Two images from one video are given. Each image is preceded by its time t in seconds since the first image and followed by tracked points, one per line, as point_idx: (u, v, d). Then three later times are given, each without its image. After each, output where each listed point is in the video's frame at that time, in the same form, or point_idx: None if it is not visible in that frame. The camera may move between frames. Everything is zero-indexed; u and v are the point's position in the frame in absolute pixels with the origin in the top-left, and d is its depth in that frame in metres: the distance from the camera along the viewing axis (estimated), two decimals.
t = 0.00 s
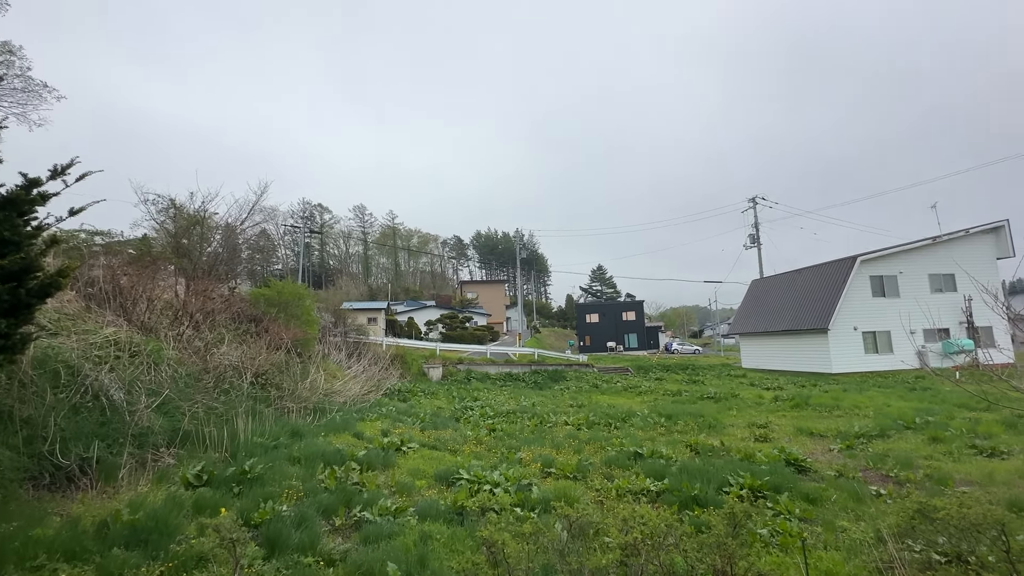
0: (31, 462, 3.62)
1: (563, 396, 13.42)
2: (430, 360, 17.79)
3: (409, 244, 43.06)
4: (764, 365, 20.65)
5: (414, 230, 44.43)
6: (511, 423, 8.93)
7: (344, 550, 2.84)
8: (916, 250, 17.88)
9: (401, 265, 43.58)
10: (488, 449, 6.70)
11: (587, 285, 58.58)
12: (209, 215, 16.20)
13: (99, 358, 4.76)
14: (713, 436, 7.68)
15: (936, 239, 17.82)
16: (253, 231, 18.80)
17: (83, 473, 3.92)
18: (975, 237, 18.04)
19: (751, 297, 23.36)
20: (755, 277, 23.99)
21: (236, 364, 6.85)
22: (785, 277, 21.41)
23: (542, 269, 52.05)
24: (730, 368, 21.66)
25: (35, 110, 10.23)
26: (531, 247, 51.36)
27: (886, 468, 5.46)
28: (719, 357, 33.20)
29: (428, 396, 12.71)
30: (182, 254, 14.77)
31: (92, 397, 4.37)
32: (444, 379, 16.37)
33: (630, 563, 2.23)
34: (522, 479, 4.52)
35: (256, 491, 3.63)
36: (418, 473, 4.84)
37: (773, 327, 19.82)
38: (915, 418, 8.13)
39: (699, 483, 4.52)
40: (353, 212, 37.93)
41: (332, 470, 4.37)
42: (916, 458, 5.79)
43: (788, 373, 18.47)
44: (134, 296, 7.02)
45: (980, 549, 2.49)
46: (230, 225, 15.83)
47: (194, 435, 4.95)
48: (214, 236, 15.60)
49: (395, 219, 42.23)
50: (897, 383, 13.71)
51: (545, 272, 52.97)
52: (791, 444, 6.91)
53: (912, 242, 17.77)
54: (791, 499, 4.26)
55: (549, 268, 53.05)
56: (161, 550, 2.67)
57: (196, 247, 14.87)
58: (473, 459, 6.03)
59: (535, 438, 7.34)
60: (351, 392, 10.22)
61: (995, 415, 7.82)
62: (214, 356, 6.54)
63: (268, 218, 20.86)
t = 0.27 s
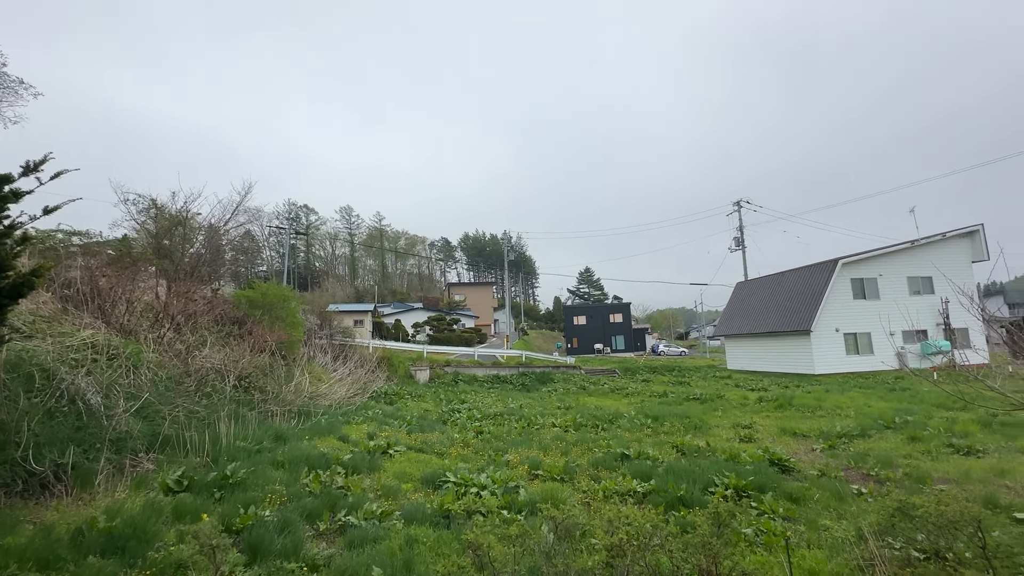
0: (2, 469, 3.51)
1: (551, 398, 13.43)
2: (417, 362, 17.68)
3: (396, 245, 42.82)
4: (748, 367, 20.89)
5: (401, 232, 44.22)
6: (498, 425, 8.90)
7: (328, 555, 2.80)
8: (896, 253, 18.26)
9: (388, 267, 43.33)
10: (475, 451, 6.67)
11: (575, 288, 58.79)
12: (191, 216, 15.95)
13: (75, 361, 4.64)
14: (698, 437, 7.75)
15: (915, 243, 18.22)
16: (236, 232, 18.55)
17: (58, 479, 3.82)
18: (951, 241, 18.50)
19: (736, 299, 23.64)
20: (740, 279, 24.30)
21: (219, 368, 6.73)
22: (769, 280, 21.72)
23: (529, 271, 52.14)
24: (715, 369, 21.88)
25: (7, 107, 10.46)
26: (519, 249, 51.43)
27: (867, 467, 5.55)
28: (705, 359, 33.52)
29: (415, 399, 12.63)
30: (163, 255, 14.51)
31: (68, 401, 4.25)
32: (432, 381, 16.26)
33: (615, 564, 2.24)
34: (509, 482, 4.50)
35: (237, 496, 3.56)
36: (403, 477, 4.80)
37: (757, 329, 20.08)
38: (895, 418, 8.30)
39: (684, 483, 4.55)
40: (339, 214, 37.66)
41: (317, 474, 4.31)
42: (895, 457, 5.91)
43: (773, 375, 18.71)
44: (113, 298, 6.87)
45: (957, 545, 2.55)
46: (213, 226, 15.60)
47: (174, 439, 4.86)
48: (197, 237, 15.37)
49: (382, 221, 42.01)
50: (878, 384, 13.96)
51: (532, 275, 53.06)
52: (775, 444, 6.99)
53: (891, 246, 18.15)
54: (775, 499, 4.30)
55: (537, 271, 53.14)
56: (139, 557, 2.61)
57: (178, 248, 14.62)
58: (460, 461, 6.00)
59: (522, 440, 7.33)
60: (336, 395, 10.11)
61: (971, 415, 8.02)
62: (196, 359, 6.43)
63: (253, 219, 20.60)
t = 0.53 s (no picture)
0: None
1: (533, 400, 13.44)
2: (399, 365, 17.53)
3: (378, 247, 42.43)
4: (727, 369, 21.23)
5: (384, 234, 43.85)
6: (479, 428, 8.87)
7: (304, 563, 2.75)
8: (868, 258, 18.77)
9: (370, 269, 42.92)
10: (456, 454, 6.63)
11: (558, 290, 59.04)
12: (166, 216, 15.55)
13: (40, 364, 4.47)
14: (678, 439, 7.84)
15: (886, 248, 18.76)
16: (214, 232, 18.18)
17: (20, 488, 3.67)
18: (921, 246, 19.10)
19: (715, 302, 24.02)
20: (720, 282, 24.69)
21: (194, 371, 6.57)
22: (747, 283, 22.12)
23: (513, 274, 52.22)
24: (695, 371, 22.19)
25: None
26: (502, 251, 51.47)
27: (840, 466, 5.69)
28: (685, 361, 33.98)
29: (396, 402, 12.51)
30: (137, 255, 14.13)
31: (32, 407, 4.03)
32: (414, 384, 16.14)
33: (595, 566, 2.26)
34: (491, 485, 4.49)
35: (210, 503, 3.48)
36: (384, 481, 4.75)
37: (736, 331, 20.43)
38: (867, 418, 8.52)
39: (664, 484, 4.60)
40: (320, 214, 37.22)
41: (294, 479, 4.23)
42: (867, 456, 6.06)
43: (751, 376, 19.05)
44: (82, 299, 6.65)
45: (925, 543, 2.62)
46: (189, 226, 15.25)
47: (146, 445, 4.72)
48: (172, 237, 15.01)
49: (364, 222, 41.59)
50: (851, 385, 14.32)
51: (516, 277, 53.13)
52: (752, 445, 7.11)
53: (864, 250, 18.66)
54: (751, 498, 4.38)
55: (520, 273, 53.23)
56: (105, 567, 2.53)
57: (153, 248, 14.25)
58: (441, 465, 5.97)
59: (504, 443, 7.33)
60: (315, 399, 9.97)
61: (939, 415, 8.28)
62: (169, 362, 6.27)
63: (231, 219, 20.18)
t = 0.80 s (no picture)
0: None
1: (512, 403, 13.44)
2: (377, 368, 17.33)
3: (356, 249, 41.92)
4: (703, 371, 21.60)
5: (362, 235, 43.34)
6: (457, 432, 8.82)
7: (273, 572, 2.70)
8: (838, 264, 19.36)
9: (348, 271, 42.35)
10: (433, 459, 6.58)
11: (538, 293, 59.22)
12: (135, 214, 15.05)
13: None
14: (654, 441, 7.94)
15: (855, 254, 19.37)
16: (185, 231, 17.69)
17: None
18: (887, 253, 19.78)
19: (691, 305, 24.43)
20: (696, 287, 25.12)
21: (162, 375, 6.37)
22: (723, 287, 22.56)
23: (493, 277, 52.20)
24: (672, 374, 22.50)
25: None
26: (483, 254, 51.41)
27: (810, 466, 5.84)
28: (663, 364, 34.45)
29: (373, 405, 12.36)
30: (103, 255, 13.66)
31: None
32: (391, 388, 15.96)
33: (568, 570, 2.29)
34: (467, 489, 4.46)
35: (177, 511, 3.38)
36: (358, 486, 4.68)
37: (711, 334, 20.81)
38: (836, 419, 8.77)
39: (640, 487, 4.66)
40: (297, 215, 36.63)
41: (265, 485, 4.14)
42: (835, 456, 6.24)
43: (725, 379, 19.42)
44: (42, 300, 6.39)
45: (886, 540, 2.71)
46: (159, 225, 14.82)
47: (109, 452, 4.56)
48: (141, 236, 14.55)
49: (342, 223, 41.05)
50: (821, 387, 14.72)
51: (495, 280, 53.12)
52: (726, 446, 7.23)
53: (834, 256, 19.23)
54: (724, 499, 4.46)
55: (500, 276, 53.23)
56: None
57: (120, 247, 13.80)
58: (418, 469, 5.92)
59: (482, 447, 7.31)
60: (290, 402, 9.78)
61: (903, 415, 8.57)
62: (136, 366, 6.07)
63: (203, 218, 19.67)
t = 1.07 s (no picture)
0: None
1: (489, 406, 13.40)
2: (353, 371, 17.06)
3: (333, 250, 41.27)
4: (678, 374, 21.93)
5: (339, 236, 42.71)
6: (434, 436, 8.74)
7: None
8: (807, 269, 19.93)
9: (324, 272, 41.66)
10: (409, 463, 6.52)
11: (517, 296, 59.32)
12: (99, 212, 14.51)
13: None
14: (630, 443, 8.02)
15: (823, 260, 19.97)
16: (153, 230, 17.13)
17: None
18: (853, 259, 20.45)
19: (667, 309, 24.80)
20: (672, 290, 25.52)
21: (126, 379, 6.15)
22: (698, 292, 22.97)
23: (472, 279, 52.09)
24: (648, 376, 22.79)
25: None
26: (462, 257, 51.25)
27: (779, 467, 5.99)
28: (639, 366, 34.89)
29: (348, 409, 12.17)
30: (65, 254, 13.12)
31: None
32: (368, 391, 15.73)
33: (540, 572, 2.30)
34: (443, 493, 4.43)
35: (139, 520, 3.27)
36: (331, 492, 4.60)
37: (686, 338, 21.16)
38: (804, 420, 9.02)
39: (615, 489, 4.70)
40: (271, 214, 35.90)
41: (233, 492, 4.03)
42: (803, 456, 6.42)
43: (700, 381, 19.76)
44: None
45: (849, 538, 2.81)
46: (125, 223, 14.31)
47: (67, 459, 4.38)
48: (106, 234, 14.04)
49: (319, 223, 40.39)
50: (791, 389, 15.12)
51: (474, 283, 52.99)
52: (699, 448, 7.36)
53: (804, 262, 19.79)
54: (697, 500, 4.54)
55: (479, 279, 53.13)
56: None
57: (83, 246, 13.28)
58: (393, 474, 5.86)
59: (458, 450, 7.26)
60: (262, 407, 9.55)
61: (867, 416, 8.86)
62: (98, 369, 5.84)
63: (173, 217, 19.09)
